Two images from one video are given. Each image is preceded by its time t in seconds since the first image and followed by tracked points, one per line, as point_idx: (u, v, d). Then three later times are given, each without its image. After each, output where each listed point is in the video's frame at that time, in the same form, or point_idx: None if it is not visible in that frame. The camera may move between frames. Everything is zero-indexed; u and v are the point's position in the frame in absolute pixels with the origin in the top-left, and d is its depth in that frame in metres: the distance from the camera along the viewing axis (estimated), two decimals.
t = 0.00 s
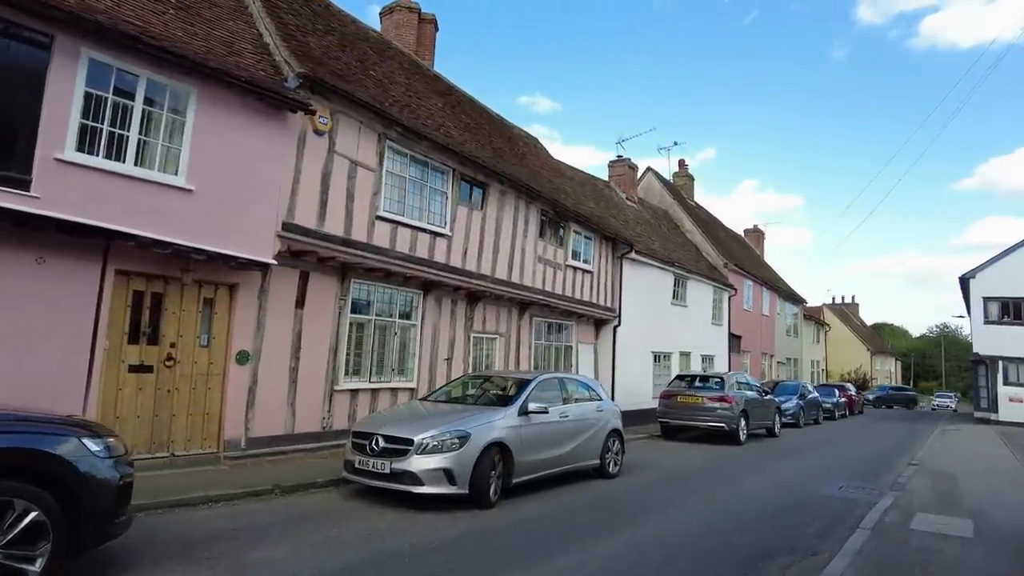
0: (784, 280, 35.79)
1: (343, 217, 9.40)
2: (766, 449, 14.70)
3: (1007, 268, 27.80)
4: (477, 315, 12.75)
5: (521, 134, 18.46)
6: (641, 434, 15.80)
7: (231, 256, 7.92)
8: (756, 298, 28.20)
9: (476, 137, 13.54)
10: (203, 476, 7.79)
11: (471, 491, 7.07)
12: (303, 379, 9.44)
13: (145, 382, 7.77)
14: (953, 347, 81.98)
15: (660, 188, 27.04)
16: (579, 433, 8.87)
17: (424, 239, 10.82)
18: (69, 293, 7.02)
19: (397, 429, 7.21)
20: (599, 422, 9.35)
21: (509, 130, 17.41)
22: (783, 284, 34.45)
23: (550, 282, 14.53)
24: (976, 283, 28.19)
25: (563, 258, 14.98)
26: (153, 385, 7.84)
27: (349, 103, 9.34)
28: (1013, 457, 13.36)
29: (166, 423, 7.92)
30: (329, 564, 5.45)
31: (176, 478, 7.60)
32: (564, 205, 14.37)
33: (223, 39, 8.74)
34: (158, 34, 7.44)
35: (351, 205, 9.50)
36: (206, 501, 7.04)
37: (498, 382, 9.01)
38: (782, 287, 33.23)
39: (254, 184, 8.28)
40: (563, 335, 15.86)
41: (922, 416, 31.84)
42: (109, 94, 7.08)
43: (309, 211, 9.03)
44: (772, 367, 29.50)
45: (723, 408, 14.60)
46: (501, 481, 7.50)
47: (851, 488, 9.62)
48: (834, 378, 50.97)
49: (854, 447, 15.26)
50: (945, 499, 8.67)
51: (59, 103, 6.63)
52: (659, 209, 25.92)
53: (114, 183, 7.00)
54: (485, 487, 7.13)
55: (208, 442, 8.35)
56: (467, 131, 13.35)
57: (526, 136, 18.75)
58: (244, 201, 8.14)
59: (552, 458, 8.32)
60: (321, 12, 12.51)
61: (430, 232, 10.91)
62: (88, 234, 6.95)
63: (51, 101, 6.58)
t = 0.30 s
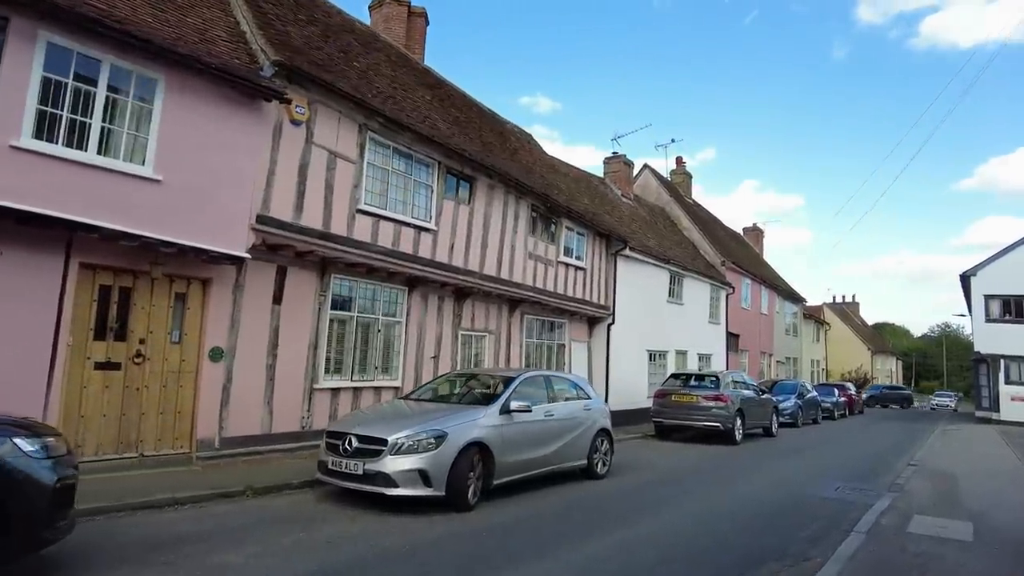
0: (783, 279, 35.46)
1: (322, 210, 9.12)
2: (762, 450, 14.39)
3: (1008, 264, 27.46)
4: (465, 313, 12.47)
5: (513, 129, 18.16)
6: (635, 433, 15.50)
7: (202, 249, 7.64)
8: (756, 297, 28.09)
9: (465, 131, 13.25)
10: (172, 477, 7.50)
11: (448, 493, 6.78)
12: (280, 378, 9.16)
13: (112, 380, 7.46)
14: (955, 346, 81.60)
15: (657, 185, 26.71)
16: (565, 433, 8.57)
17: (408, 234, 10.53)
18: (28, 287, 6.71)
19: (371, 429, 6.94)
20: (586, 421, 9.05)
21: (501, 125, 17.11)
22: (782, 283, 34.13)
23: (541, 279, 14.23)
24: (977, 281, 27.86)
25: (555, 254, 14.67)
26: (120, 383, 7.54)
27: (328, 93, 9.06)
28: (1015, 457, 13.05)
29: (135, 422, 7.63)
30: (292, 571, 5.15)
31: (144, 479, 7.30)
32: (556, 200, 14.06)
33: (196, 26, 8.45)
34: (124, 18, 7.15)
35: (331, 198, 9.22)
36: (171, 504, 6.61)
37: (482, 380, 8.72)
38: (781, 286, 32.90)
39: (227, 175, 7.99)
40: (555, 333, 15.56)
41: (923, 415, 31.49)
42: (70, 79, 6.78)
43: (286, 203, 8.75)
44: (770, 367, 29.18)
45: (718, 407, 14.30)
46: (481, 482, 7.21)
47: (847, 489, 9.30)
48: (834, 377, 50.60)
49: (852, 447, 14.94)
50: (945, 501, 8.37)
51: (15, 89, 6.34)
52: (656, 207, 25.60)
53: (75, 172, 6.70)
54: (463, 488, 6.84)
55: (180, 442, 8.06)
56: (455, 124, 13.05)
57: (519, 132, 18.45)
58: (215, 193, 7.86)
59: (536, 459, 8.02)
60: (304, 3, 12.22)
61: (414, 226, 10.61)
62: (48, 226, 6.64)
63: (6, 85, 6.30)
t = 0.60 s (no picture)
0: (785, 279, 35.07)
1: (301, 207, 8.83)
2: (761, 452, 14.05)
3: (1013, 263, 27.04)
4: (455, 313, 12.15)
5: (507, 126, 17.86)
6: (632, 436, 15.19)
7: (173, 247, 7.34)
8: (756, 297, 27.72)
9: (455, 127, 12.95)
10: (141, 483, 7.21)
11: (425, 501, 6.47)
12: (259, 380, 8.87)
13: (79, 383, 7.16)
14: (959, 346, 81.04)
15: (656, 184, 26.37)
16: (553, 436, 8.26)
17: (393, 231, 10.23)
18: None
19: (346, 434, 6.64)
20: (575, 425, 8.73)
21: (495, 122, 16.82)
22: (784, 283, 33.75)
23: (534, 279, 13.91)
24: (981, 279, 27.46)
25: (548, 253, 14.35)
26: (88, 386, 7.24)
27: (308, 85, 8.78)
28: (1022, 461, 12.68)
29: (103, 427, 7.33)
30: None
31: (111, 486, 7.00)
32: (549, 198, 13.74)
33: (170, 16, 8.16)
34: (88, 6, 6.86)
35: (311, 194, 8.93)
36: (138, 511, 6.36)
37: (466, 383, 8.41)
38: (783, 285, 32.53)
39: (199, 169, 7.70)
40: (549, 334, 15.24)
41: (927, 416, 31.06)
42: (29, 70, 6.50)
43: (263, 199, 8.46)
44: (771, 367, 28.82)
45: (716, 409, 13.94)
46: (462, 489, 6.90)
47: (846, 495, 8.94)
48: (837, 378, 50.16)
49: (853, 450, 14.57)
50: (949, 508, 8.03)
51: None
52: (655, 206, 25.27)
53: (36, 166, 6.41)
54: (442, 496, 6.53)
55: (152, 447, 7.76)
56: (444, 120, 12.75)
57: (513, 129, 18.14)
58: (187, 188, 7.56)
59: (522, 464, 7.71)
60: None
61: (400, 223, 10.32)
62: (6, 222, 6.35)
63: None
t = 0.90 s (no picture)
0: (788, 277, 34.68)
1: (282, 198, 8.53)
2: (761, 453, 13.70)
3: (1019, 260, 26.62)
4: (446, 309, 11.83)
5: (503, 121, 17.54)
6: (629, 436, 14.85)
7: (143, 238, 7.03)
8: (756, 295, 27.13)
9: (447, 119, 12.64)
10: (110, 484, 6.90)
11: (404, 504, 6.16)
12: (238, 377, 8.57)
13: (45, 380, 6.86)
14: (963, 346, 80.43)
15: (656, 180, 26.02)
16: (542, 436, 7.94)
17: (380, 225, 9.92)
18: None
19: (321, 433, 6.33)
20: (566, 425, 8.41)
21: (490, 116, 16.50)
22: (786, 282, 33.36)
23: (529, 275, 13.57)
24: (987, 277, 27.05)
25: (543, 249, 14.02)
26: (55, 383, 6.94)
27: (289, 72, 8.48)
28: None
29: (70, 425, 7.03)
30: None
31: (78, 488, 6.70)
32: (543, 192, 13.41)
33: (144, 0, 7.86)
34: None
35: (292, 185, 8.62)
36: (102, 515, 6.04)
37: (452, 380, 8.09)
38: (785, 284, 32.13)
39: (172, 157, 7.38)
40: (545, 332, 14.91)
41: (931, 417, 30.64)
42: None
43: (241, 189, 8.15)
44: (773, 367, 28.44)
45: (715, 409, 13.60)
46: (443, 492, 6.58)
47: (847, 499, 8.59)
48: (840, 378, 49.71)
49: (856, 451, 14.20)
50: (956, 512, 7.68)
51: None
52: (655, 203, 24.91)
53: None
54: (421, 499, 6.21)
55: (123, 446, 7.45)
56: (436, 112, 12.43)
57: (509, 123, 17.82)
58: (160, 176, 7.25)
59: (508, 465, 7.38)
60: None
61: (387, 216, 10.00)
62: None
63: None
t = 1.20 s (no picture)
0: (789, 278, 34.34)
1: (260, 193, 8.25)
2: (759, 457, 13.38)
3: None
4: (435, 309, 11.53)
5: (498, 118, 17.24)
6: (624, 438, 14.55)
7: (110, 233, 6.73)
8: (756, 295, 26.76)
9: (437, 114, 12.34)
10: (75, 490, 6.61)
11: (378, 513, 5.87)
12: (215, 379, 8.29)
13: (6, 381, 6.58)
14: (966, 348, 79.90)
15: (655, 179, 25.69)
16: (528, 441, 7.64)
17: (365, 221, 9.63)
18: None
19: (292, 438, 6.05)
20: (553, 429, 8.11)
21: (484, 112, 16.20)
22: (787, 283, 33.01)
23: (521, 274, 13.27)
24: (991, 279, 26.68)
25: (536, 248, 13.70)
26: (17, 385, 6.65)
27: (268, 63, 8.21)
28: None
29: (34, 429, 6.74)
30: None
31: (39, 493, 6.41)
32: (537, 189, 13.10)
33: None
34: None
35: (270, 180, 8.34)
36: (61, 523, 5.75)
37: (435, 382, 7.80)
38: (785, 285, 31.78)
39: (143, 150, 7.08)
40: (539, 332, 14.60)
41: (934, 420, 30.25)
42: None
43: (217, 183, 7.86)
44: (773, 369, 28.11)
45: (712, 412, 13.30)
46: (421, 499, 6.30)
47: (846, 506, 8.27)
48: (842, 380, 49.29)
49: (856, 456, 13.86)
50: (959, 523, 7.36)
51: None
52: (654, 202, 24.58)
53: None
54: (396, 507, 5.92)
55: (91, 450, 7.17)
56: (425, 107, 12.13)
57: (504, 120, 17.52)
58: (130, 169, 6.96)
59: (491, 471, 7.08)
60: None
61: (372, 213, 9.71)
62: None
63: None
